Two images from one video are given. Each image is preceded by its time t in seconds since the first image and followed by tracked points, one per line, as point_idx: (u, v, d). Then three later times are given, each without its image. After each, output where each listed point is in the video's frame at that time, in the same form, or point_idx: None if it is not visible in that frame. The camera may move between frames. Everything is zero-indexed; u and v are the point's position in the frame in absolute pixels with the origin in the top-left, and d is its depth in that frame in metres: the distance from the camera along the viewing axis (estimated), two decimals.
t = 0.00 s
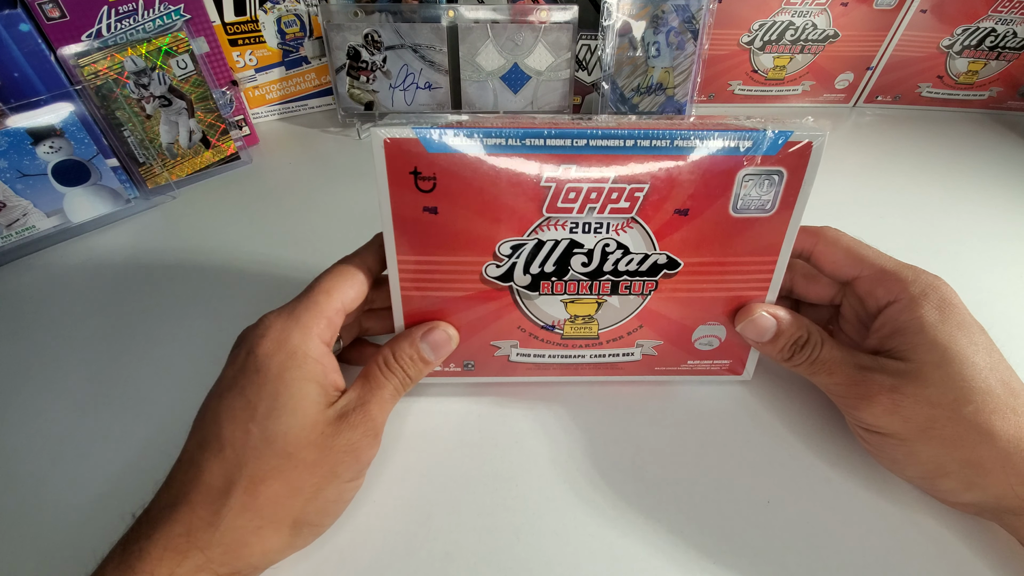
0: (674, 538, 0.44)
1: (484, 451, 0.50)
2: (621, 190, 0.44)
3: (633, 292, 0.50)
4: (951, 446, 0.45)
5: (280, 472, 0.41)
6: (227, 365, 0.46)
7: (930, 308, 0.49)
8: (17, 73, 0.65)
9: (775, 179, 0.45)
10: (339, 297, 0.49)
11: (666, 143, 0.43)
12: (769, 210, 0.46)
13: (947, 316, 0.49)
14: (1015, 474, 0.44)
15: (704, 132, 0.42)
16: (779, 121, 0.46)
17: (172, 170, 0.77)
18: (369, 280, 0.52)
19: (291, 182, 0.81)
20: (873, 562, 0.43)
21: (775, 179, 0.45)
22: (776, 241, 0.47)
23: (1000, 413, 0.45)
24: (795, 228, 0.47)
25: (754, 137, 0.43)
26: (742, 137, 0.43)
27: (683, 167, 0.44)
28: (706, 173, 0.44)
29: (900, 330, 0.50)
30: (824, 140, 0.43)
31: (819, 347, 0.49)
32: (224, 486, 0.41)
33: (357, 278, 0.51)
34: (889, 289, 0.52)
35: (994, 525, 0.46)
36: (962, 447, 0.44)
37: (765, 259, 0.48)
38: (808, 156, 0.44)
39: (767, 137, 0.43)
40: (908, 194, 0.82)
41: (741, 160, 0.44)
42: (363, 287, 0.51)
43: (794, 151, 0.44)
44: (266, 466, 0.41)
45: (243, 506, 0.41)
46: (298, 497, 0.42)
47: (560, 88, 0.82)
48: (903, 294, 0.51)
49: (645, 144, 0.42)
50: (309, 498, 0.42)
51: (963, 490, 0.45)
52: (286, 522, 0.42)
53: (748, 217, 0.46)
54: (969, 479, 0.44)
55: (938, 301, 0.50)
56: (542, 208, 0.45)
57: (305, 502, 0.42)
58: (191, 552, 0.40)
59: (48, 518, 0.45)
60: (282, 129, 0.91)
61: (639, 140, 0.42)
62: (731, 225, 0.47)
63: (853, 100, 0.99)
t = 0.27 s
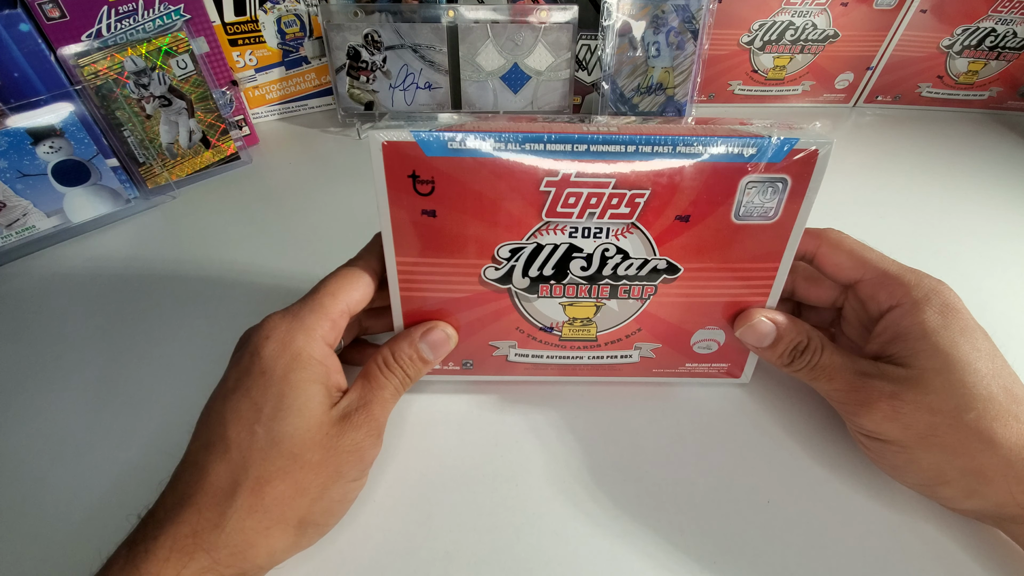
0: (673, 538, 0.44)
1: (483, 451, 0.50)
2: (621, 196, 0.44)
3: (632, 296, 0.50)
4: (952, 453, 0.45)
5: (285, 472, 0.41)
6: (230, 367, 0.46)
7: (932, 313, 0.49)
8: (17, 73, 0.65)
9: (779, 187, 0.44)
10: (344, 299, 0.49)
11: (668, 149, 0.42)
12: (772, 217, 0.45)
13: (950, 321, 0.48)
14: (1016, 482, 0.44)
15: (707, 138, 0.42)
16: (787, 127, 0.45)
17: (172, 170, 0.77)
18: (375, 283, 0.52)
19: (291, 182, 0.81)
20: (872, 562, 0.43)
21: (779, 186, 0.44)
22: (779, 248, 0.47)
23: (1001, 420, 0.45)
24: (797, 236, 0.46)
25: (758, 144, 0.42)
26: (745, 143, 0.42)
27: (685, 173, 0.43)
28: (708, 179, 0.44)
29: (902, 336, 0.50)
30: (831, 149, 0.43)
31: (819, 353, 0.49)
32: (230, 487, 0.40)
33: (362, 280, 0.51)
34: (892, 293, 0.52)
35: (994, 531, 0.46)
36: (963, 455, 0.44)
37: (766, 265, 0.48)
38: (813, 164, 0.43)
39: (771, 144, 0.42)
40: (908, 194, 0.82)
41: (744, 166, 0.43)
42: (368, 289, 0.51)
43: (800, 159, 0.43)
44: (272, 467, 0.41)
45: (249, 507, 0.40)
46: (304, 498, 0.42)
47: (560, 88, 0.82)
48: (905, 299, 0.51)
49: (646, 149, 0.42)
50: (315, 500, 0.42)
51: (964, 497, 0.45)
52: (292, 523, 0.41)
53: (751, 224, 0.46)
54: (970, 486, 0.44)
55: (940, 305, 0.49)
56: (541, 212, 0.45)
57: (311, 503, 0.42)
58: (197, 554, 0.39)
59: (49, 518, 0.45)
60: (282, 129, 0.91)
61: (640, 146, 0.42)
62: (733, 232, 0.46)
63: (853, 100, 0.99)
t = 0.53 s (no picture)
0: (673, 538, 0.44)
1: (483, 450, 0.50)
2: (621, 194, 0.44)
3: (631, 295, 0.49)
4: (951, 451, 0.44)
5: (282, 469, 0.41)
6: (229, 363, 0.46)
7: (930, 311, 0.49)
8: (17, 73, 0.65)
9: (778, 185, 0.44)
10: (344, 297, 0.49)
11: (667, 147, 0.42)
12: (770, 215, 0.45)
13: (948, 318, 0.48)
14: (1016, 479, 0.43)
15: (705, 136, 0.42)
16: (786, 125, 0.45)
17: (171, 170, 0.77)
18: (375, 281, 0.52)
19: (291, 182, 0.81)
20: (873, 562, 0.43)
21: (777, 184, 0.44)
22: (778, 246, 0.47)
23: (1000, 417, 0.44)
24: (796, 233, 0.46)
25: (756, 141, 0.42)
26: (743, 141, 0.42)
27: (684, 171, 0.43)
28: (707, 177, 0.43)
29: (900, 333, 0.49)
30: (829, 147, 0.43)
31: (817, 351, 0.48)
32: (227, 483, 0.40)
33: (363, 279, 0.51)
34: (889, 291, 0.52)
35: (996, 528, 0.46)
36: (963, 452, 0.44)
37: (766, 263, 0.48)
38: (811, 161, 0.43)
39: (769, 142, 0.42)
40: (908, 194, 0.82)
41: (743, 164, 0.43)
42: (368, 288, 0.51)
43: (798, 157, 0.43)
44: (270, 464, 0.41)
45: (247, 504, 0.40)
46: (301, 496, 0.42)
47: (560, 88, 0.82)
48: (902, 297, 0.51)
49: (645, 147, 0.42)
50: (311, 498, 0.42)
51: (964, 494, 0.45)
52: (289, 520, 0.41)
53: (750, 222, 0.46)
54: (969, 483, 0.44)
55: (938, 303, 0.49)
56: (540, 210, 0.45)
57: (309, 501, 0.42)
58: (194, 551, 0.39)
59: (48, 518, 0.45)
60: (282, 129, 0.91)
61: (639, 143, 0.42)
62: (733, 230, 0.46)
63: (853, 100, 0.99)
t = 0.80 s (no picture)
0: (673, 539, 0.44)
1: (483, 451, 0.50)
2: (619, 196, 0.44)
3: (629, 296, 0.49)
4: (949, 456, 0.44)
5: (280, 467, 0.41)
6: (227, 362, 0.46)
7: (929, 314, 0.49)
8: (17, 73, 0.65)
9: (777, 188, 0.44)
10: (344, 297, 0.49)
11: (666, 150, 0.42)
12: (770, 218, 0.45)
13: (946, 322, 0.48)
14: (1013, 484, 0.44)
15: (705, 139, 0.42)
16: (786, 127, 0.45)
17: (171, 170, 0.77)
18: (376, 282, 0.52)
19: (291, 182, 0.81)
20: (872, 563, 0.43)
21: (777, 187, 0.44)
22: (776, 248, 0.47)
23: (998, 422, 0.45)
24: (795, 237, 0.46)
25: (756, 145, 0.42)
26: (743, 144, 0.42)
27: (683, 174, 0.43)
28: (706, 180, 0.43)
29: (898, 337, 0.50)
30: (829, 150, 0.43)
31: (815, 354, 0.49)
32: (225, 482, 0.40)
33: (363, 279, 0.51)
34: (887, 294, 0.52)
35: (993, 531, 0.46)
36: (961, 458, 0.44)
37: (764, 266, 0.48)
38: (811, 165, 0.43)
39: (769, 145, 0.42)
40: (908, 194, 0.82)
41: (743, 167, 0.43)
42: (369, 289, 0.51)
43: (798, 160, 0.43)
44: (267, 463, 0.41)
45: (245, 502, 0.40)
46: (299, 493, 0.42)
47: (560, 88, 0.82)
48: (901, 299, 0.51)
49: (644, 150, 0.42)
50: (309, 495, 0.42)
51: (962, 499, 0.45)
52: (288, 518, 0.42)
53: (749, 225, 0.46)
54: (967, 488, 0.44)
55: (936, 306, 0.49)
56: (539, 211, 0.44)
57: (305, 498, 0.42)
58: (193, 550, 0.39)
59: (48, 518, 0.45)
60: (282, 129, 0.91)
61: (637, 146, 0.41)
62: (731, 232, 0.46)
63: (853, 100, 0.99)
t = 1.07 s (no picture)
0: (673, 538, 0.44)
1: (483, 450, 0.50)
2: (619, 197, 0.44)
3: (629, 297, 0.49)
4: None
5: (287, 469, 0.41)
6: (232, 364, 0.45)
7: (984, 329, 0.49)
8: (17, 73, 0.65)
9: (778, 190, 0.43)
10: (349, 299, 0.49)
11: (666, 152, 0.41)
12: (770, 220, 0.45)
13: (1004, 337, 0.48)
14: None
15: (706, 141, 0.41)
16: (789, 129, 0.44)
17: (172, 170, 0.77)
18: (381, 284, 0.52)
19: (291, 181, 0.81)
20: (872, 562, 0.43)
21: (778, 189, 0.43)
22: (777, 251, 0.47)
23: None
24: (796, 239, 0.46)
25: (757, 147, 0.42)
26: (744, 146, 0.42)
27: (683, 176, 0.43)
28: (707, 182, 0.43)
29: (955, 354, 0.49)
30: (831, 153, 0.42)
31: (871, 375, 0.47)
32: (232, 483, 0.40)
33: (369, 282, 0.51)
34: (936, 307, 0.53)
35: None
36: None
37: (765, 268, 0.48)
38: (813, 167, 0.43)
39: (771, 147, 0.42)
40: (908, 194, 0.82)
41: (743, 169, 0.42)
42: (374, 291, 0.51)
43: (799, 163, 0.42)
44: (274, 464, 0.41)
45: (253, 504, 0.40)
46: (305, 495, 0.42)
47: (560, 88, 0.82)
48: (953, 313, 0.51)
49: (644, 151, 0.41)
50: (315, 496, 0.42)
51: None
52: (294, 519, 0.42)
53: (749, 227, 0.45)
54: None
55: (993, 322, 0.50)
56: (538, 212, 0.44)
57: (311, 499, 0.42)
58: (201, 552, 0.39)
59: (48, 518, 0.45)
60: (282, 129, 0.91)
61: (638, 148, 0.41)
62: (732, 234, 0.46)
63: (853, 100, 0.99)
